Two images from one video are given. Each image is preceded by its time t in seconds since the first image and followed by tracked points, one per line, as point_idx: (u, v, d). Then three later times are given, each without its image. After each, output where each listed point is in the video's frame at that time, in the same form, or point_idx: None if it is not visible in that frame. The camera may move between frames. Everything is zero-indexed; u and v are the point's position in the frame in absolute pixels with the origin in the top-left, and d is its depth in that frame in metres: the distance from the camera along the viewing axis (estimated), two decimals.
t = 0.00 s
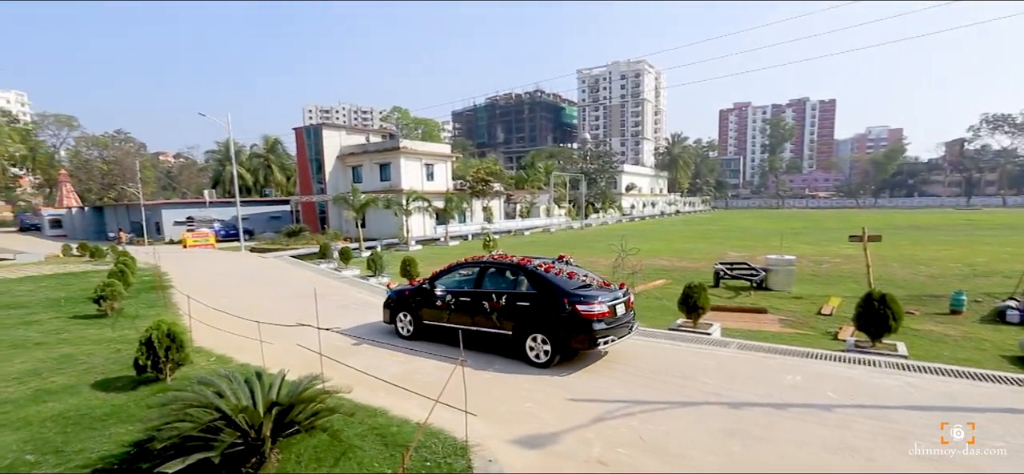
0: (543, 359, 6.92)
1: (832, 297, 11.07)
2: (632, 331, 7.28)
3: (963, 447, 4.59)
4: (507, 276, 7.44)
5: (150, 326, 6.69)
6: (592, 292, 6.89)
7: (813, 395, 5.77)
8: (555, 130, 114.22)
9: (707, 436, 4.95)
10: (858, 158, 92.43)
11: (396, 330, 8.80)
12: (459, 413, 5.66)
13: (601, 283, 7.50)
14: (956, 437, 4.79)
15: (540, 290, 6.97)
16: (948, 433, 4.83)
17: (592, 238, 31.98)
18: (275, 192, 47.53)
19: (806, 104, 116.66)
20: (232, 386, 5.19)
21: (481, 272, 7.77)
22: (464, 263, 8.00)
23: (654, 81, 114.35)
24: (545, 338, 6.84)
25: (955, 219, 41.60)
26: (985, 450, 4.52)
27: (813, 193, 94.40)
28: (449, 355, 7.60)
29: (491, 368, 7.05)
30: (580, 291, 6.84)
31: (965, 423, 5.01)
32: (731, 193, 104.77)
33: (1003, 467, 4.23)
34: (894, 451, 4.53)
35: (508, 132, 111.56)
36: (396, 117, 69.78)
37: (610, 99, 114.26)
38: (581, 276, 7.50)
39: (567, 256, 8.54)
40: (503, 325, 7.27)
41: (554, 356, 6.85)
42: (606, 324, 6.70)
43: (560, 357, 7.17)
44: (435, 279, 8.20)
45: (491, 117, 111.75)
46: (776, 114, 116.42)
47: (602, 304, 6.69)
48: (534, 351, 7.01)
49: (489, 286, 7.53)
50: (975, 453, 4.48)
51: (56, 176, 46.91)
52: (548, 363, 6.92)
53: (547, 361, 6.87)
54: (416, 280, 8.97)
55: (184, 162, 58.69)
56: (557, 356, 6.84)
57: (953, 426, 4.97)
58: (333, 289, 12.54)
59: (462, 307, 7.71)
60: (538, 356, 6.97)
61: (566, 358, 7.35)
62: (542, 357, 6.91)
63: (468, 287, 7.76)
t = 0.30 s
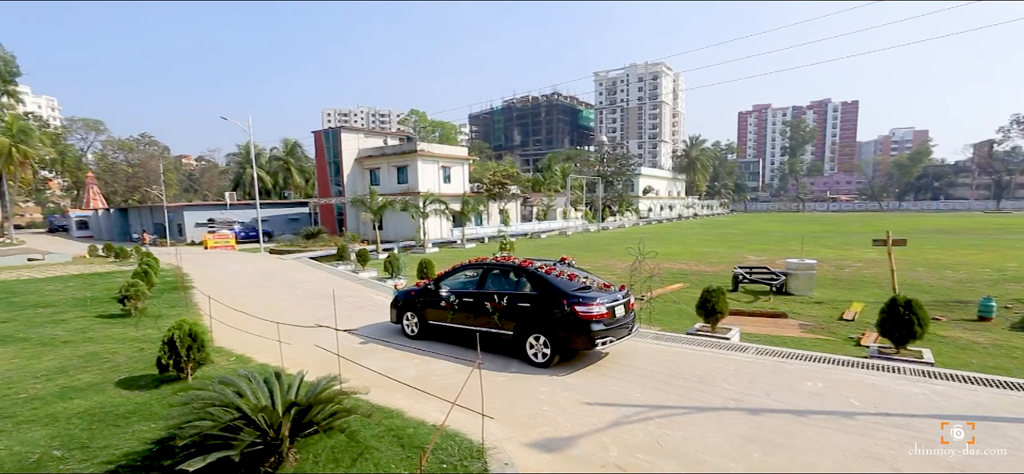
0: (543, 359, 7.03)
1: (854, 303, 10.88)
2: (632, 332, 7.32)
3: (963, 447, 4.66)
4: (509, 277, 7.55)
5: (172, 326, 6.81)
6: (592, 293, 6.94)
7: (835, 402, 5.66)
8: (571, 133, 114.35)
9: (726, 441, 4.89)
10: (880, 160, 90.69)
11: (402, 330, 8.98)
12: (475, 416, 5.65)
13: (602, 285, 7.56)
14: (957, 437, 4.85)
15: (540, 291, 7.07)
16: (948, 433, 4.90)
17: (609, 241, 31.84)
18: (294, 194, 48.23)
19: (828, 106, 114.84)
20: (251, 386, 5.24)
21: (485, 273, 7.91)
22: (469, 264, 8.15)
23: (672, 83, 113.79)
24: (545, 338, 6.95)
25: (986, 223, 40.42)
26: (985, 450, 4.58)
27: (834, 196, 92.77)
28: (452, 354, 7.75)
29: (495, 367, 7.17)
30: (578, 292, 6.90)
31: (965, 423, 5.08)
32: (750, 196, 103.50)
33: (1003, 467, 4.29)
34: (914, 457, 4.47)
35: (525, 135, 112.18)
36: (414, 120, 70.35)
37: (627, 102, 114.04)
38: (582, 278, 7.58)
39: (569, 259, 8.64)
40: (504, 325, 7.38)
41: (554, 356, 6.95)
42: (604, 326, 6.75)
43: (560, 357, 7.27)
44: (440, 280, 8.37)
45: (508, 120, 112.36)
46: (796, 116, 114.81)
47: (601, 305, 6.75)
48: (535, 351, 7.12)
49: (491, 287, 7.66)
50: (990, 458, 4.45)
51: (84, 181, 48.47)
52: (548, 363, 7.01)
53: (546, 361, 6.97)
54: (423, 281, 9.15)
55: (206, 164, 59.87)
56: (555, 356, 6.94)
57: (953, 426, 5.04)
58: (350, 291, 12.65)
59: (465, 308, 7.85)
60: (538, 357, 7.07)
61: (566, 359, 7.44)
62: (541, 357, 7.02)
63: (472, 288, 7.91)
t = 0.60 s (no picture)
0: (542, 357, 7.16)
1: (876, 306, 10.69)
2: (631, 331, 7.46)
3: (962, 447, 4.68)
4: (510, 276, 7.74)
5: (192, 324, 6.92)
6: (591, 293, 7.09)
7: (855, 406, 5.57)
8: (587, 134, 114.20)
9: (743, 445, 4.84)
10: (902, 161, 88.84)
11: (408, 327, 9.19)
12: (490, 416, 5.66)
13: (602, 285, 7.69)
14: (957, 437, 4.87)
15: (539, 290, 7.24)
16: (948, 433, 4.93)
17: (625, 242, 31.67)
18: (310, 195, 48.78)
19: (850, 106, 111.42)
20: (269, 384, 5.30)
21: (487, 272, 8.11)
22: (472, 264, 8.36)
23: (689, 84, 112.99)
24: (544, 336, 7.10)
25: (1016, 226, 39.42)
26: (985, 451, 4.61)
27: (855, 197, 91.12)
28: (455, 352, 7.94)
29: (497, 364, 7.34)
30: (577, 291, 7.06)
31: (966, 423, 5.10)
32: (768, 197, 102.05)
33: (1006, 467, 4.31)
34: (928, 461, 4.43)
35: (540, 136, 112.54)
36: (430, 122, 70.66)
37: (644, 102, 113.60)
38: (582, 278, 7.72)
39: (570, 259, 8.79)
40: (505, 324, 7.56)
41: (553, 354, 7.10)
42: (602, 325, 6.89)
43: (560, 354, 7.42)
44: (445, 280, 8.58)
45: (524, 121, 112.88)
46: (816, 116, 113.02)
47: (599, 304, 6.89)
48: (535, 349, 7.27)
49: (493, 286, 7.85)
50: (1007, 462, 4.40)
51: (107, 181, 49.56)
52: (547, 361, 7.16)
53: (546, 358, 7.11)
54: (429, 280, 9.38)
55: (225, 166, 60.81)
56: (555, 354, 7.08)
57: (954, 426, 5.06)
58: (367, 291, 12.75)
59: (468, 306, 8.05)
60: (538, 354, 7.22)
61: (566, 357, 7.59)
62: (541, 355, 7.17)
63: (475, 287, 8.11)
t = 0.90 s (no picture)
0: (542, 355, 7.30)
1: (898, 309, 10.49)
2: (631, 330, 7.62)
3: (963, 447, 4.69)
4: (511, 276, 7.90)
5: (210, 323, 7.01)
6: (590, 292, 7.20)
7: (875, 411, 5.47)
8: (601, 134, 113.91)
9: (760, 448, 4.78)
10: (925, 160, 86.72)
11: (415, 326, 9.41)
12: (505, 417, 5.66)
13: (601, 284, 7.81)
14: (957, 437, 4.89)
15: (539, 289, 7.40)
16: (948, 433, 4.95)
17: (640, 243, 31.47)
18: (326, 195, 49.28)
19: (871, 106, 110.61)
20: (286, 383, 5.33)
21: (491, 272, 8.29)
22: (475, 263, 8.55)
23: (706, 84, 112.07)
24: (543, 334, 7.24)
25: None
26: (986, 450, 4.63)
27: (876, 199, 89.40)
28: (459, 349, 8.14)
29: (498, 361, 7.51)
30: (576, 291, 7.17)
31: (966, 423, 5.13)
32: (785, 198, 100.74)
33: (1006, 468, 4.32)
34: (932, 462, 4.42)
35: (555, 136, 112.73)
36: (444, 122, 70.91)
37: (660, 103, 112.96)
38: (582, 278, 7.85)
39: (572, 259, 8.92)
40: (506, 322, 7.73)
41: (553, 351, 7.23)
42: (599, 324, 6.99)
43: (560, 353, 7.53)
44: (449, 279, 8.79)
45: (539, 121, 113.16)
46: (835, 116, 111.29)
47: (597, 303, 7.00)
48: (535, 347, 7.43)
49: (495, 286, 8.03)
50: (1009, 463, 4.41)
51: (129, 181, 50.58)
52: (547, 359, 7.29)
53: (546, 356, 7.26)
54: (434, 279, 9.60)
55: (243, 166, 61.64)
56: (554, 352, 7.22)
57: (954, 426, 5.08)
58: (383, 291, 12.81)
59: (471, 304, 8.24)
60: (538, 352, 7.36)
61: (566, 355, 7.69)
62: (541, 353, 7.31)
63: (478, 286, 8.29)
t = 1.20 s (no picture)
0: (542, 354, 7.45)
1: (920, 313, 10.30)
2: (631, 330, 7.76)
3: (963, 447, 4.73)
4: (512, 276, 8.05)
5: (228, 322, 7.11)
6: (589, 292, 7.33)
7: (894, 416, 5.38)
8: (616, 136, 113.74)
9: (777, 452, 4.72)
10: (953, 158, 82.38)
11: (421, 324, 9.58)
12: (520, 419, 5.66)
13: (601, 285, 7.94)
14: (958, 437, 4.92)
15: (539, 289, 7.54)
16: (949, 433, 4.99)
17: (655, 245, 31.28)
18: (342, 196, 49.77)
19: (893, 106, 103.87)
20: (302, 383, 5.37)
21: (494, 272, 8.43)
22: (479, 264, 8.70)
23: (722, 85, 111.24)
24: (543, 333, 7.38)
25: None
26: (986, 451, 4.64)
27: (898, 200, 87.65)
28: (462, 348, 8.29)
29: (500, 360, 7.66)
30: (575, 291, 7.31)
31: (965, 423, 5.17)
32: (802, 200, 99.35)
33: (1004, 467, 4.35)
34: (936, 462, 4.44)
35: (569, 138, 112.78)
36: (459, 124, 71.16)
37: (676, 104, 112.41)
38: (583, 278, 7.97)
39: (573, 259, 9.06)
40: (508, 321, 7.87)
41: (553, 351, 7.37)
42: (598, 323, 7.12)
43: (560, 352, 7.67)
44: (453, 279, 8.96)
45: (553, 123, 113.44)
46: (855, 116, 109.35)
47: (595, 303, 7.13)
48: (536, 346, 7.56)
49: (497, 286, 8.19)
50: (1010, 462, 4.43)
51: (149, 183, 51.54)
52: (547, 358, 7.43)
53: (545, 356, 7.40)
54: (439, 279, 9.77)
55: (260, 169, 62.47)
56: (554, 351, 7.35)
57: (954, 427, 5.12)
58: (398, 292, 12.90)
59: (474, 304, 8.41)
60: (538, 351, 7.49)
61: (566, 354, 7.83)
62: (540, 352, 7.44)
63: (480, 286, 8.45)
